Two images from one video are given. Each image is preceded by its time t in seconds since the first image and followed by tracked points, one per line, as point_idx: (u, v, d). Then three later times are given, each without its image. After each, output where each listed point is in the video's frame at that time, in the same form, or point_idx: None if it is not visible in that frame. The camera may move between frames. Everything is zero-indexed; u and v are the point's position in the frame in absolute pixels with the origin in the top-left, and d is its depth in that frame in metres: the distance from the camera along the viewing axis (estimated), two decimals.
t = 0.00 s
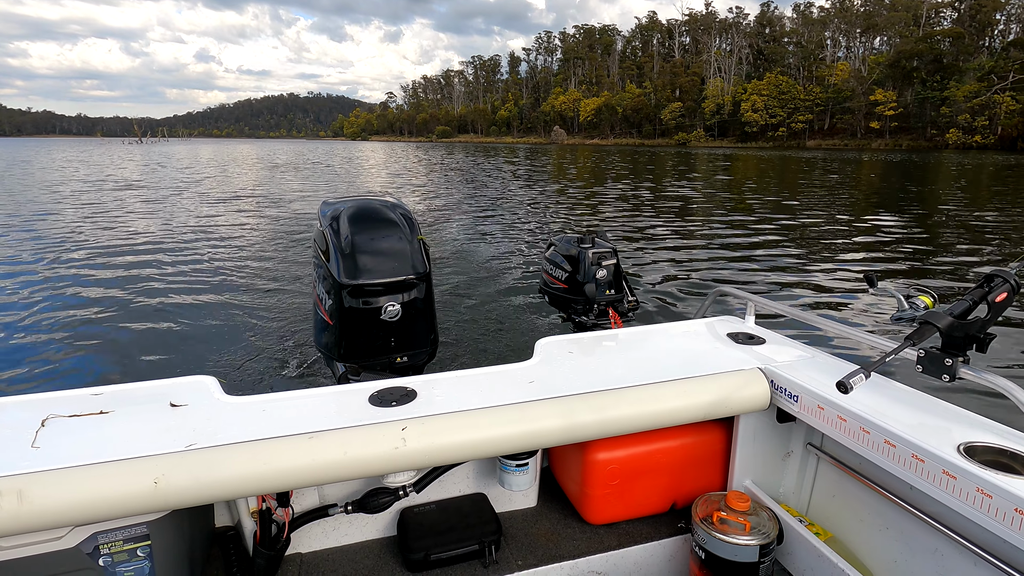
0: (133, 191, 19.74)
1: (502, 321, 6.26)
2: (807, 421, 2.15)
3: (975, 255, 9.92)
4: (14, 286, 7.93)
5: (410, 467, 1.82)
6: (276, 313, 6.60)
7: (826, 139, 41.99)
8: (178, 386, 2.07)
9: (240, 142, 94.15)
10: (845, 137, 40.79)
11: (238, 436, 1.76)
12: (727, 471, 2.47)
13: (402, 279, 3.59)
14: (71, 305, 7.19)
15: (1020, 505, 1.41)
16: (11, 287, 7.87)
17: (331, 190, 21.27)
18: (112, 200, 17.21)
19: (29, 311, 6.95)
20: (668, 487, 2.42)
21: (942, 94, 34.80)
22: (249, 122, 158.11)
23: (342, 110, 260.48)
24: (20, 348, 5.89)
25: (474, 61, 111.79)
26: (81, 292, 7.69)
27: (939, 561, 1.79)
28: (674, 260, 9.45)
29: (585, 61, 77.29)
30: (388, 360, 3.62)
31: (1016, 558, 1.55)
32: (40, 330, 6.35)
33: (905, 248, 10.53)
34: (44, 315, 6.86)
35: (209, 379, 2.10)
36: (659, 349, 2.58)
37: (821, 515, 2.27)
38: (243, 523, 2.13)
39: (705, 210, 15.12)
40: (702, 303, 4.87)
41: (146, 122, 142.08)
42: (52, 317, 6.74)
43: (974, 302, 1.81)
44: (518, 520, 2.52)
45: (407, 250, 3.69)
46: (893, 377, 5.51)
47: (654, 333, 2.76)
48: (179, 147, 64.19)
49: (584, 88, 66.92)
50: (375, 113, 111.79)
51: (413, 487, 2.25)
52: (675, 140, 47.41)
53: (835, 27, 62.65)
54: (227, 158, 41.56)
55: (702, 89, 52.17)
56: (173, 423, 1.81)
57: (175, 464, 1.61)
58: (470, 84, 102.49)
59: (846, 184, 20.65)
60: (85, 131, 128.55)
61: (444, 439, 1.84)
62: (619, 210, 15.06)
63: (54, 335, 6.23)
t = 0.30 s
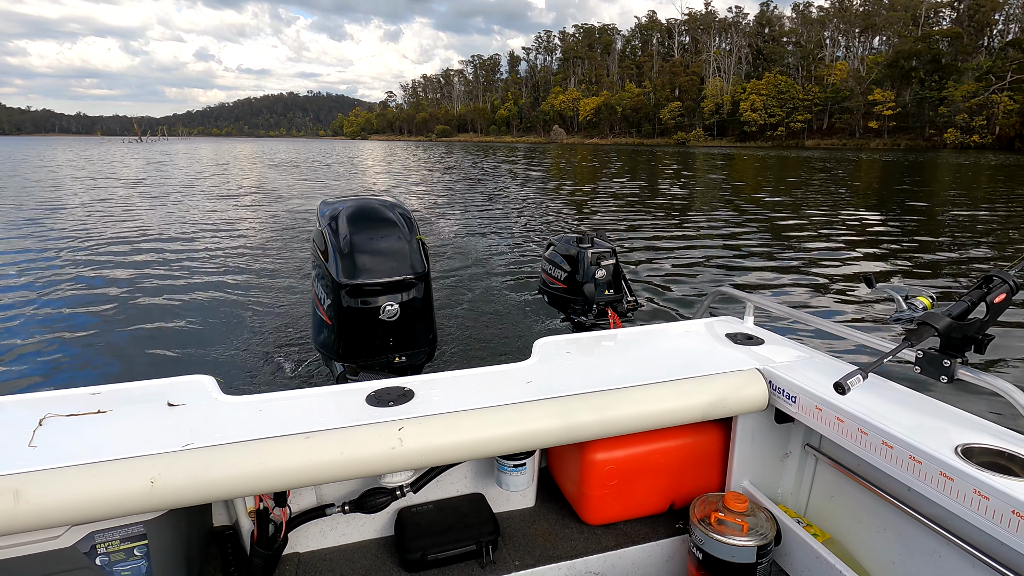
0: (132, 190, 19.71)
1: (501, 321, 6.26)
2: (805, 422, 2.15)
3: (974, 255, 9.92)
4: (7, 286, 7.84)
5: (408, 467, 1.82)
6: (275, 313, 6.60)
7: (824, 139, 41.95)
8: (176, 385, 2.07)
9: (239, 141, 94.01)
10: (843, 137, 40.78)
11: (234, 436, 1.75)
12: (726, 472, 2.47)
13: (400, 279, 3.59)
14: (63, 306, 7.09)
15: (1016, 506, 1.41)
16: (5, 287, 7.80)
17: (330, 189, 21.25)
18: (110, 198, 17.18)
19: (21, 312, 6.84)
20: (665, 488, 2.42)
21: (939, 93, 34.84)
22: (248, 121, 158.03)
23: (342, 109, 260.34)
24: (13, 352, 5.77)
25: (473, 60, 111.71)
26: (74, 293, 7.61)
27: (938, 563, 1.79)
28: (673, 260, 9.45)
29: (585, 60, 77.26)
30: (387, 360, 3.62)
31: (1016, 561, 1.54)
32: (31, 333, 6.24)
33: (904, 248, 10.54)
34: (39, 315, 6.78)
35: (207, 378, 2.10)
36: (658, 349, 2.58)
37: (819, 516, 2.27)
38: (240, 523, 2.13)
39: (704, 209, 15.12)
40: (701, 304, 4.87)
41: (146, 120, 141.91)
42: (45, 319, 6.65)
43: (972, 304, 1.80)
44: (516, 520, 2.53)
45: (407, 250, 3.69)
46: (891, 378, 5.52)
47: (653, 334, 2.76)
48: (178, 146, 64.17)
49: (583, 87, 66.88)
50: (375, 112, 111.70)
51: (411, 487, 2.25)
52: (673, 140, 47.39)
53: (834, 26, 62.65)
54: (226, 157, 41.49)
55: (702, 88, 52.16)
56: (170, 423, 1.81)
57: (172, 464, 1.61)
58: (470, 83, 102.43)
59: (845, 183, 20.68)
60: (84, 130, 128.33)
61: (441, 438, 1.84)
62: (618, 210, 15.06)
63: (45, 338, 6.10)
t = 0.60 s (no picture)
0: (132, 187, 19.68)
1: (503, 319, 6.26)
2: (808, 420, 2.15)
3: (972, 253, 9.95)
4: (9, 283, 7.88)
5: (411, 465, 1.82)
6: (275, 311, 6.60)
7: (823, 137, 41.91)
8: (180, 382, 2.07)
9: (238, 139, 93.83)
10: (842, 135, 40.76)
11: (237, 434, 1.75)
12: (728, 470, 2.48)
13: (403, 277, 3.59)
14: (62, 304, 7.08)
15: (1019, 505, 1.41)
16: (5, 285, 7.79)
17: (329, 187, 21.22)
18: (109, 196, 17.14)
19: (19, 310, 6.83)
20: (668, 486, 2.43)
21: (938, 92, 34.85)
22: (247, 119, 157.73)
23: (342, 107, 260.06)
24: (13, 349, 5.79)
25: (473, 59, 111.51)
26: (72, 291, 7.59)
27: (940, 563, 1.79)
28: (674, 259, 9.45)
29: (585, 59, 77.17)
30: (389, 358, 3.62)
31: (1018, 560, 1.55)
32: (31, 331, 6.24)
33: (903, 247, 10.55)
34: (38, 313, 6.78)
35: (211, 375, 2.10)
36: (661, 347, 2.59)
37: (822, 515, 2.27)
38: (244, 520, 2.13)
39: (704, 207, 15.14)
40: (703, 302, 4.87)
41: (144, 118, 141.51)
42: (43, 317, 6.65)
43: (977, 303, 1.80)
44: (518, 518, 2.53)
45: (409, 248, 3.69)
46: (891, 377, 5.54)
47: (655, 332, 2.77)
48: (178, 144, 64.04)
49: (582, 86, 66.81)
50: (374, 110, 111.58)
51: (414, 484, 2.24)
52: (673, 138, 47.37)
53: (834, 25, 62.58)
54: (226, 155, 41.44)
55: (701, 87, 52.14)
56: (174, 419, 1.81)
57: (176, 461, 1.61)
58: (470, 81, 102.29)
59: (843, 182, 20.70)
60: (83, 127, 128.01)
61: (444, 436, 1.84)
62: (618, 208, 15.06)
63: (48, 336, 6.13)
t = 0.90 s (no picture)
0: (129, 186, 19.61)
1: (503, 318, 6.27)
2: (808, 420, 2.16)
3: (970, 253, 9.97)
4: (7, 283, 7.85)
5: (413, 463, 1.83)
6: (276, 310, 6.59)
7: (821, 137, 41.93)
8: (182, 380, 2.07)
9: (236, 138, 93.61)
10: (840, 135, 40.78)
11: (240, 432, 1.75)
12: (728, 470, 2.48)
13: (404, 276, 3.59)
14: (60, 303, 7.11)
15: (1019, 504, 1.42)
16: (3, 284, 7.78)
17: (328, 186, 21.19)
18: (107, 195, 17.12)
19: (17, 309, 6.86)
20: (669, 485, 2.44)
21: (935, 92, 34.91)
22: (246, 118, 157.40)
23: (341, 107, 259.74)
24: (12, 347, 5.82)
25: (472, 58, 111.42)
26: (71, 290, 7.61)
27: (939, 561, 1.80)
28: (673, 258, 9.46)
29: (583, 58, 77.14)
30: (390, 357, 3.63)
31: (1018, 559, 1.55)
32: (30, 330, 6.27)
33: (902, 246, 10.57)
34: (38, 312, 6.78)
35: (213, 374, 2.10)
36: (661, 346, 2.59)
37: (822, 514, 2.28)
38: (245, 518, 2.13)
39: (702, 207, 15.14)
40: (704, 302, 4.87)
41: (142, 116, 141.20)
42: (42, 316, 6.64)
43: (978, 303, 1.80)
44: (519, 516, 2.54)
45: (410, 247, 3.69)
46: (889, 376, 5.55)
47: (656, 331, 2.77)
48: (177, 143, 63.84)
49: (581, 85, 66.81)
50: (373, 109, 111.47)
51: (415, 483, 2.25)
52: (671, 138, 47.35)
53: (832, 25, 62.64)
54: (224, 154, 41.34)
55: (700, 86, 52.14)
56: (176, 417, 1.82)
57: (178, 459, 1.61)
58: (469, 81, 102.18)
59: (841, 181, 20.71)
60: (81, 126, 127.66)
61: (445, 435, 1.85)
62: (617, 207, 15.05)
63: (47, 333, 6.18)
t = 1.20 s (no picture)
0: (127, 186, 19.53)
1: (503, 318, 6.27)
2: (808, 421, 2.16)
3: (967, 254, 9.99)
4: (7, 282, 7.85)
5: (414, 464, 1.83)
6: (277, 310, 6.59)
7: (818, 137, 41.97)
8: (183, 381, 2.07)
9: (234, 138, 93.36)
10: (837, 135, 40.82)
11: (242, 433, 1.75)
12: (728, 470, 2.49)
13: (405, 276, 3.59)
14: (56, 303, 7.08)
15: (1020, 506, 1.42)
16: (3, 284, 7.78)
17: (326, 185, 21.14)
18: (105, 195, 17.05)
19: (14, 309, 6.84)
20: (669, 485, 2.44)
21: (931, 92, 34.99)
22: (244, 118, 157.15)
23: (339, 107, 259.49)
24: (10, 347, 5.82)
25: (470, 58, 111.36)
26: (68, 290, 7.60)
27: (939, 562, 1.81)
28: (671, 259, 9.47)
29: (582, 58, 77.12)
30: (391, 357, 3.63)
31: (1017, 560, 1.56)
32: (28, 329, 6.25)
33: (899, 247, 10.59)
34: (38, 311, 6.79)
35: (214, 375, 2.10)
36: (661, 346, 2.60)
37: (822, 514, 2.29)
38: (245, 518, 2.13)
39: (701, 207, 15.14)
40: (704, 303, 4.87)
41: (140, 115, 140.98)
42: (43, 315, 6.65)
43: (977, 304, 1.81)
44: (519, 517, 2.54)
45: (411, 247, 3.69)
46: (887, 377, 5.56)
47: (656, 332, 2.77)
48: (175, 143, 63.61)
49: (579, 85, 66.85)
50: (371, 109, 111.31)
51: (415, 484, 2.25)
52: (669, 138, 47.36)
53: (829, 25, 62.75)
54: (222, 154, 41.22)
55: (697, 87, 52.16)
56: (176, 418, 1.81)
57: (180, 460, 1.61)
58: (467, 81, 102.16)
59: (839, 181, 20.74)
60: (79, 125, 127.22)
61: (446, 435, 1.85)
62: (615, 207, 15.04)
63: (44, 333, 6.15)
